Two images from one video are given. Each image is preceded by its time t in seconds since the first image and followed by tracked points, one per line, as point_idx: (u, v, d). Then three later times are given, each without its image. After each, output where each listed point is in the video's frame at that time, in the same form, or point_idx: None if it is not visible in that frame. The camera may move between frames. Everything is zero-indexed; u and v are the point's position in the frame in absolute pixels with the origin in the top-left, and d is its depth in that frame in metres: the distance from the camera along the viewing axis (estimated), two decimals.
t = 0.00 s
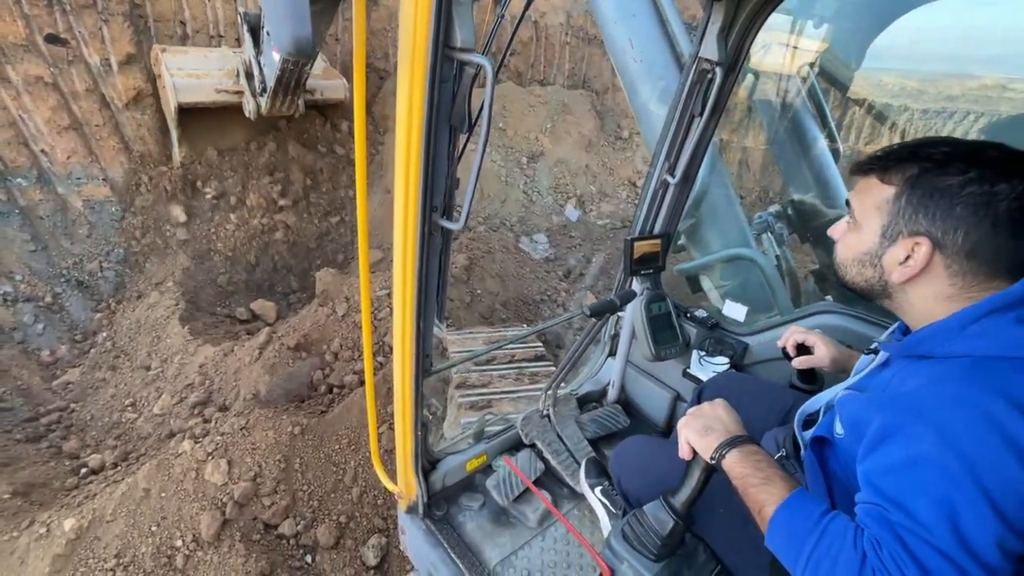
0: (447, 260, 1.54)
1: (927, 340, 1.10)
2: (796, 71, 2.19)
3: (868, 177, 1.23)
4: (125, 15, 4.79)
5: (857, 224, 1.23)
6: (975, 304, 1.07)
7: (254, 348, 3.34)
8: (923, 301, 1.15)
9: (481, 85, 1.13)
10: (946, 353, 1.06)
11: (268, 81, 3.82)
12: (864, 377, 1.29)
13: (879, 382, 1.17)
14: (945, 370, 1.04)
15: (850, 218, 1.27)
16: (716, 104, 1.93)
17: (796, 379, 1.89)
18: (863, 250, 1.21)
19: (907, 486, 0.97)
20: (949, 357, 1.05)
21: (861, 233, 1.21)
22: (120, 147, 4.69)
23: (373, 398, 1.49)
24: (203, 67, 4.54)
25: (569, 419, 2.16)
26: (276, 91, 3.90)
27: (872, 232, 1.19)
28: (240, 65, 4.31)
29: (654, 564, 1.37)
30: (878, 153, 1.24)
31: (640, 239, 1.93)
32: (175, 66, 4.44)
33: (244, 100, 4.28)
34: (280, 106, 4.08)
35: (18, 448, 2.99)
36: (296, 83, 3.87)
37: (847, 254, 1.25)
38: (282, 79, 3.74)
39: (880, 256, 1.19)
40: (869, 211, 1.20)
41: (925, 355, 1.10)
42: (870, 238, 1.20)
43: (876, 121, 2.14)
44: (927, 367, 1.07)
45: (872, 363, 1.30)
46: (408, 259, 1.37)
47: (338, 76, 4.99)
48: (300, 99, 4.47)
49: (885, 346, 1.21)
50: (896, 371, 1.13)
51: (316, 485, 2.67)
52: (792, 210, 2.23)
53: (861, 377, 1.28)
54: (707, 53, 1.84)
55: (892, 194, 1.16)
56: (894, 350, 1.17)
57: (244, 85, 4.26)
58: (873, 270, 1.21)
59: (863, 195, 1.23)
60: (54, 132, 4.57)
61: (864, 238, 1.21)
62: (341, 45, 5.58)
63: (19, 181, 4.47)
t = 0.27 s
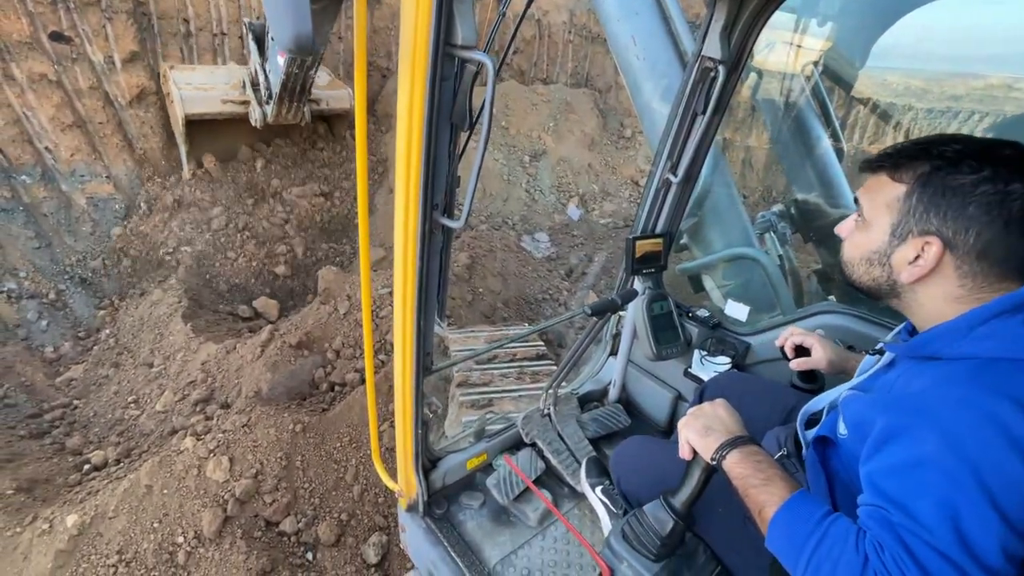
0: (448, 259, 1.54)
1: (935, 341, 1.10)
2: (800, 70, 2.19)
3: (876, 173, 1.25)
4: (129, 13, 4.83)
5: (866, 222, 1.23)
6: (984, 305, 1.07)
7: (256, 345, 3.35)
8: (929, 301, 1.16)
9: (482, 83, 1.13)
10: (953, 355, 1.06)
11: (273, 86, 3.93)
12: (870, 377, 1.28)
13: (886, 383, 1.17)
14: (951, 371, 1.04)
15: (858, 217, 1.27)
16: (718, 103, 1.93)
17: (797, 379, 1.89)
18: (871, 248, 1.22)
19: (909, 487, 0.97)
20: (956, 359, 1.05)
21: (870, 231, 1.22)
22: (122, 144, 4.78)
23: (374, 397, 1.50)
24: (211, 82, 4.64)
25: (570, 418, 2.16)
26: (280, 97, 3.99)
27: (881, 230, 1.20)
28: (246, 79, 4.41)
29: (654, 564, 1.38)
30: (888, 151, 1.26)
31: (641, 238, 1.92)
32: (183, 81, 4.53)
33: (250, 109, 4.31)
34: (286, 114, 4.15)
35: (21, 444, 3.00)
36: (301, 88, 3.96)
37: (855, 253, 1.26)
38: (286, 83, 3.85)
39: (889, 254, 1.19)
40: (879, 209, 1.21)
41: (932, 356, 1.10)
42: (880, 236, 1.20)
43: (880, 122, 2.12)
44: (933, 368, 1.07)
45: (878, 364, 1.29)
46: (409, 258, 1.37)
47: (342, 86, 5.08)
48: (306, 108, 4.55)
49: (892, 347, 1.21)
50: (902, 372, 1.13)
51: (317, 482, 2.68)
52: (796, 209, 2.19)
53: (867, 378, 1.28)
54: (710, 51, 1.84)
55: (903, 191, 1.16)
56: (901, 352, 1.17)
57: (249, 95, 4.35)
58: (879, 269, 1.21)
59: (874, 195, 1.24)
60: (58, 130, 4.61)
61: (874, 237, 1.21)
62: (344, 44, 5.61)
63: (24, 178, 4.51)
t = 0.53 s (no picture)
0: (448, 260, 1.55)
1: (959, 350, 1.09)
2: (801, 69, 2.16)
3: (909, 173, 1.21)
4: (131, 11, 4.84)
5: (894, 223, 1.21)
6: (1011, 317, 1.06)
7: (257, 344, 3.35)
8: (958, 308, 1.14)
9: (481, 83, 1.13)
10: (977, 365, 1.05)
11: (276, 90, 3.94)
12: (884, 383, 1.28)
13: (901, 388, 1.16)
14: (972, 382, 1.03)
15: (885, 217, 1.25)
16: (719, 103, 1.93)
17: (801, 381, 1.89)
18: (897, 250, 1.19)
19: (920, 496, 0.97)
20: (979, 369, 1.04)
21: (899, 232, 1.19)
22: (123, 142, 4.85)
23: (374, 397, 1.51)
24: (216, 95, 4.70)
25: (570, 418, 2.17)
26: (285, 103, 4.00)
27: (910, 232, 1.17)
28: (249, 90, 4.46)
29: (653, 565, 1.38)
30: (922, 149, 1.22)
31: (641, 238, 1.93)
32: (188, 94, 4.60)
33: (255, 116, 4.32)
34: (290, 121, 4.17)
35: (23, 441, 3.01)
36: (305, 94, 3.99)
37: (881, 254, 1.23)
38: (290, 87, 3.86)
39: (918, 258, 1.16)
40: (908, 211, 1.18)
41: (954, 365, 1.09)
42: (909, 237, 1.17)
43: (882, 122, 2.12)
44: (954, 378, 1.06)
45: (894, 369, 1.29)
46: (409, 257, 1.37)
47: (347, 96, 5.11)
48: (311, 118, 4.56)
49: (910, 354, 1.20)
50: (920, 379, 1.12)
51: (318, 481, 2.69)
52: (797, 209, 2.17)
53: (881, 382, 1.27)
54: (711, 51, 1.84)
55: (936, 193, 1.13)
56: (921, 358, 1.16)
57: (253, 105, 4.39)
58: (905, 272, 1.19)
59: (903, 195, 1.21)
60: (60, 127, 4.65)
61: (902, 238, 1.19)
62: (345, 42, 5.63)
63: (25, 176, 4.53)
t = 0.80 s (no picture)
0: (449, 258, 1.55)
1: (983, 355, 1.09)
2: (801, 68, 2.14)
3: (959, 162, 1.18)
4: (131, 10, 4.84)
5: (936, 216, 1.19)
6: None
7: (257, 342, 3.35)
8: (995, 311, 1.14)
9: (482, 81, 1.13)
10: (1004, 371, 1.04)
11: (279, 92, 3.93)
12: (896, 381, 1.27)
13: (918, 389, 1.16)
14: (997, 389, 1.02)
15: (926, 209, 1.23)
16: (720, 101, 1.93)
17: (802, 379, 1.89)
18: (938, 244, 1.18)
19: (936, 498, 0.96)
20: (1005, 376, 1.04)
21: (941, 227, 1.18)
22: (124, 140, 4.87)
23: (373, 396, 1.51)
24: (218, 105, 4.72)
25: (571, 417, 2.17)
26: (287, 106, 4.00)
27: (953, 228, 1.16)
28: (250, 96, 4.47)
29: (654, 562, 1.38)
30: (972, 137, 1.19)
31: (642, 237, 1.92)
32: (191, 102, 4.62)
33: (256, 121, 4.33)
34: (293, 124, 4.16)
35: (23, 440, 3.01)
36: (308, 96, 3.99)
37: (918, 248, 1.22)
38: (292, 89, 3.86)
39: (960, 253, 1.15)
40: (954, 203, 1.15)
41: (977, 369, 1.09)
42: (951, 232, 1.16)
43: (881, 124, 2.08)
44: (977, 382, 1.05)
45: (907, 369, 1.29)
46: (409, 255, 1.37)
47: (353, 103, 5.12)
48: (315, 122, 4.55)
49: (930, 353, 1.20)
50: (939, 380, 1.12)
51: (318, 479, 2.69)
52: (798, 207, 2.18)
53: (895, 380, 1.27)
54: (711, 50, 1.83)
55: (987, 184, 1.11)
56: (941, 359, 1.16)
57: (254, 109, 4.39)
58: (942, 268, 1.18)
59: (946, 185, 1.18)
60: (60, 126, 4.66)
61: (943, 233, 1.17)
62: (345, 41, 5.64)
63: (25, 174, 4.54)
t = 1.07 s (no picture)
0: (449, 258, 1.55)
1: (988, 357, 1.08)
2: (800, 68, 2.10)
3: (977, 161, 1.15)
4: (131, 9, 4.83)
5: (951, 216, 1.17)
6: None
7: (257, 342, 3.35)
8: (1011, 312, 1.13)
9: (483, 80, 1.13)
10: (1009, 373, 1.03)
11: (280, 91, 3.92)
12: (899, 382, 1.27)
13: (922, 390, 1.16)
14: (1002, 391, 1.01)
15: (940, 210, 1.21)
16: (721, 100, 1.93)
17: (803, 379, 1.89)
18: (952, 246, 1.17)
19: (938, 501, 0.96)
20: (1010, 378, 1.03)
21: (957, 227, 1.16)
22: (124, 139, 4.85)
23: (373, 396, 1.51)
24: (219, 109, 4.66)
25: (571, 417, 2.17)
26: (288, 103, 3.99)
27: (969, 228, 1.14)
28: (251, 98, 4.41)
29: (655, 562, 1.38)
30: (992, 133, 1.16)
31: (642, 237, 1.92)
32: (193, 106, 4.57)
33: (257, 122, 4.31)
34: (295, 124, 4.16)
35: (23, 439, 3.00)
36: (310, 93, 3.98)
37: (932, 248, 1.21)
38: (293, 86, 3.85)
39: (976, 257, 1.13)
40: (971, 203, 1.13)
41: (981, 371, 1.08)
42: (967, 233, 1.14)
43: (881, 122, 2.07)
44: (981, 385, 1.05)
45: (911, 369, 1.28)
46: (410, 254, 1.36)
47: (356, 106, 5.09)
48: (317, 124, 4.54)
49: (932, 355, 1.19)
50: (943, 382, 1.11)
51: (318, 479, 2.69)
52: (802, 206, 2.16)
53: (898, 382, 1.26)
54: (712, 49, 1.83)
55: (1008, 185, 1.08)
56: (946, 360, 1.15)
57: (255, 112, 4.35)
58: (957, 270, 1.17)
59: (962, 185, 1.16)
60: (60, 125, 4.66)
61: (959, 233, 1.15)
62: (345, 40, 5.64)
63: (25, 174, 4.55)
